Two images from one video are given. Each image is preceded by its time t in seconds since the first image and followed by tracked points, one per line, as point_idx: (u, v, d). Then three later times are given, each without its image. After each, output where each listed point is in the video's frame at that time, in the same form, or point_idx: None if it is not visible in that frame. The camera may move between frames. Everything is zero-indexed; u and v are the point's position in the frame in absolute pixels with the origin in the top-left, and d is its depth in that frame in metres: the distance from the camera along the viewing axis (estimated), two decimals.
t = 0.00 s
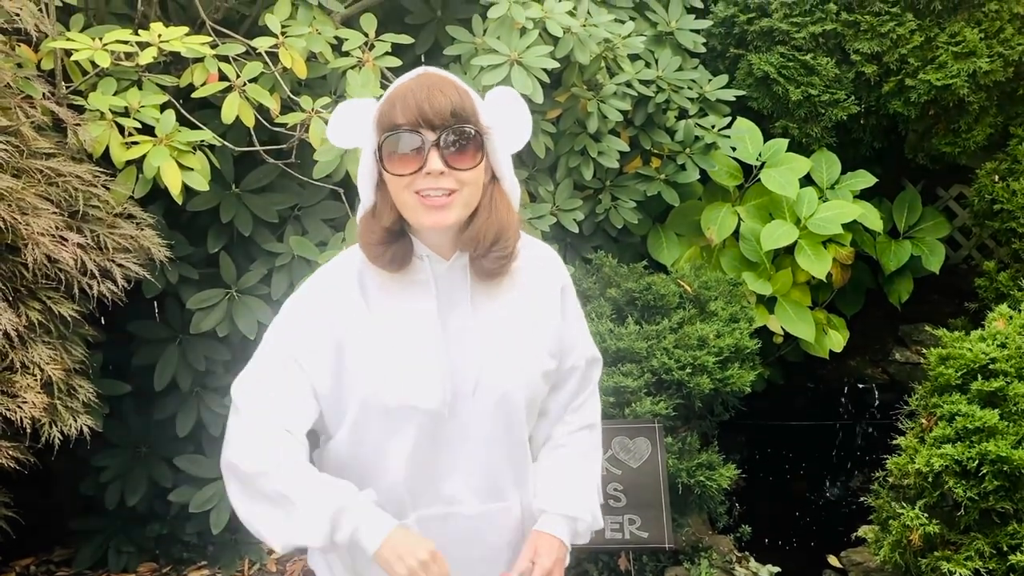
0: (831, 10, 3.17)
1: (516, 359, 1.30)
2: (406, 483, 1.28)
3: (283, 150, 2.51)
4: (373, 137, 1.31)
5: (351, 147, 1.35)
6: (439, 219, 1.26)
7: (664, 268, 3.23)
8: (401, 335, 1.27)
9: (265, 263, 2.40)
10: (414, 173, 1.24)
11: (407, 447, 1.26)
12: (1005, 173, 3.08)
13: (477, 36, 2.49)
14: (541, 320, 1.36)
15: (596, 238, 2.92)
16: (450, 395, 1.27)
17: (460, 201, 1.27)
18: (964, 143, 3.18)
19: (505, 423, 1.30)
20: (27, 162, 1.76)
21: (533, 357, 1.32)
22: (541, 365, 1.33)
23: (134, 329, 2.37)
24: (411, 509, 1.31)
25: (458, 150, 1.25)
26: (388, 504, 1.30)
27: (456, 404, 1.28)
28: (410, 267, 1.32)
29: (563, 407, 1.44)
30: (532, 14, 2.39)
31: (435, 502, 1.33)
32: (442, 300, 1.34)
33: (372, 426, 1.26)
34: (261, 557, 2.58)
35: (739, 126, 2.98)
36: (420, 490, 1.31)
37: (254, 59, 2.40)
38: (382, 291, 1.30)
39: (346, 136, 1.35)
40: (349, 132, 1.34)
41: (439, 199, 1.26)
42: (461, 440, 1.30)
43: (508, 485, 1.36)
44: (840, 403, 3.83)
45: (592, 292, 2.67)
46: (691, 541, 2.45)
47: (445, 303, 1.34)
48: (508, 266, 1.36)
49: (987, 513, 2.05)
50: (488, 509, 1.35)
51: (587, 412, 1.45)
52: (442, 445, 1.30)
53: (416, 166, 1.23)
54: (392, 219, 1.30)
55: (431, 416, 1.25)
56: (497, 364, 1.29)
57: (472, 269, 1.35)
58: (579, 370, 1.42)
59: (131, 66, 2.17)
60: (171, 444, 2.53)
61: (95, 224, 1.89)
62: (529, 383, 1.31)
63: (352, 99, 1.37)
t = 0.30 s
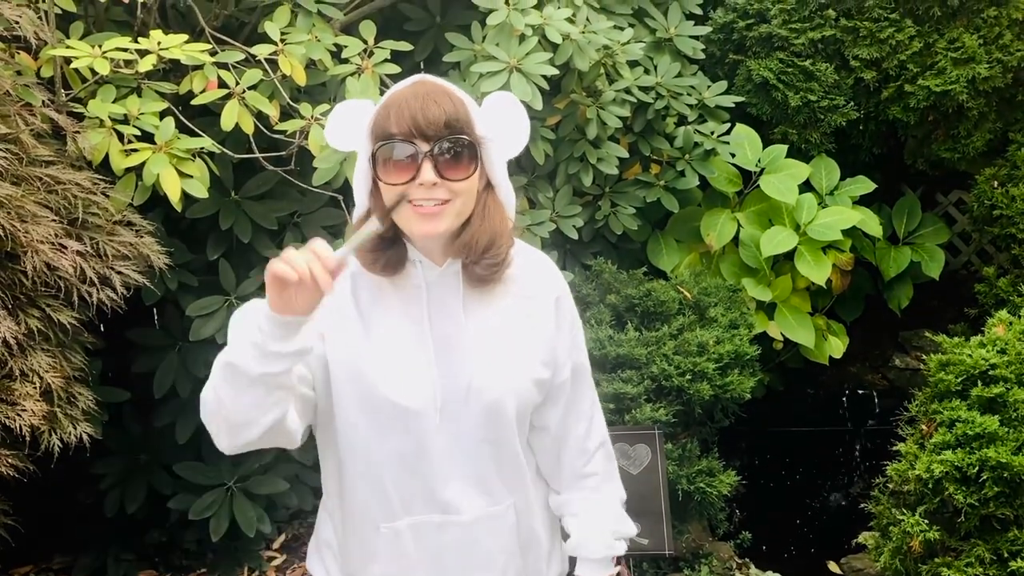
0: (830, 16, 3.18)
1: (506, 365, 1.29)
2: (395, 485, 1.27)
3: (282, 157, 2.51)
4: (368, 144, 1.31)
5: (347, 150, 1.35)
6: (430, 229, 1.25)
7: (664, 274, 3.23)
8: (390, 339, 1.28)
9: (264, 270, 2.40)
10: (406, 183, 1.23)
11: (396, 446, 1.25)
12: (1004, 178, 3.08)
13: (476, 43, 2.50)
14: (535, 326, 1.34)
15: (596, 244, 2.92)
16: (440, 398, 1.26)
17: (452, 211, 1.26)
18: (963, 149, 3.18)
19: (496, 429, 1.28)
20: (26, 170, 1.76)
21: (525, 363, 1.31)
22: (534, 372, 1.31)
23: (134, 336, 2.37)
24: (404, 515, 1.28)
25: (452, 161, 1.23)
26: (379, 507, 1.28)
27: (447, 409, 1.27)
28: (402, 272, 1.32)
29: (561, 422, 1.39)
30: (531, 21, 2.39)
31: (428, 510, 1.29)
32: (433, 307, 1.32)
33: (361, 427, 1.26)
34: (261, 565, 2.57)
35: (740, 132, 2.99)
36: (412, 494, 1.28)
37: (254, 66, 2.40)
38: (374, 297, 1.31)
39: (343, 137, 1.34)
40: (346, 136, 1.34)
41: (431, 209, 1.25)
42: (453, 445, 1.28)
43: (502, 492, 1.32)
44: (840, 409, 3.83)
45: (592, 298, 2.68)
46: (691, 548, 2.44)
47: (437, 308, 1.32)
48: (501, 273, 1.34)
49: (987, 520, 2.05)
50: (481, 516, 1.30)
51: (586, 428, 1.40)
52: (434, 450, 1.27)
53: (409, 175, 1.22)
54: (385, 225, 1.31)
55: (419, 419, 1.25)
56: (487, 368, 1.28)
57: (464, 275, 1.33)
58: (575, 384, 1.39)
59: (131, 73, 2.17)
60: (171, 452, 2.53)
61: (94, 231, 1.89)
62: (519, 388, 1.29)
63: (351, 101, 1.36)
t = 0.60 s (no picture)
0: (831, 21, 3.18)
1: (507, 370, 1.29)
2: (397, 493, 1.27)
3: (283, 162, 2.51)
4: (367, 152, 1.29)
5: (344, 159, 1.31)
6: (433, 235, 1.26)
7: (665, 278, 3.23)
8: (392, 347, 1.27)
9: (265, 275, 2.40)
10: (407, 191, 1.23)
11: (399, 454, 1.25)
12: (1005, 183, 3.08)
13: (477, 48, 2.50)
14: (533, 329, 1.34)
15: (596, 249, 2.92)
16: (442, 405, 1.26)
17: (452, 218, 1.27)
18: (963, 153, 3.18)
19: (497, 434, 1.28)
20: (28, 176, 1.77)
21: (525, 366, 1.31)
22: (532, 374, 1.31)
23: (135, 341, 2.37)
24: (407, 521, 1.29)
25: (452, 169, 1.24)
26: (382, 514, 1.27)
27: (448, 415, 1.27)
28: (402, 280, 1.32)
29: (558, 422, 1.39)
30: (531, 27, 2.40)
31: (431, 516, 1.29)
32: (432, 313, 1.32)
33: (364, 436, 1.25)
34: (262, 569, 2.57)
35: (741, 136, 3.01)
36: (415, 501, 1.28)
37: (255, 72, 2.40)
38: (373, 304, 1.30)
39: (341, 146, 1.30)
40: (343, 145, 1.30)
41: (432, 217, 1.26)
42: (455, 451, 1.29)
43: (504, 497, 1.32)
44: (841, 413, 3.83)
45: (593, 302, 2.68)
46: (693, 552, 2.46)
47: (437, 314, 1.32)
48: (500, 279, 1.35)
49: (988, 524, 2.04)
50: (483, 522, 1.31)
51: (581, 428, 1.42)
52: (436, 455, 1.28)
53: (409, 184, 1.23)
54: (385, 233, 1.31)
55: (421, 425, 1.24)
56: (488, 373, 1.28)
57: (464, 281, 1.34)
58: (570, 385, 1.40)
59: (132, 79, 2.17)
60: (172, 456, 2.53)
61: (96, 237, 1.89)
62: (520, 392, 1.29)
63: (343, 109, 1.31)
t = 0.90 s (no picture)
0: (833, 23, 3.18)
1: (502, 367, 1.30)
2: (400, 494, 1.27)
3: (285, 164, 2.52)
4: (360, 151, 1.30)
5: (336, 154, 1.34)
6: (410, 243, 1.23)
7: (667, 280, 3.23)
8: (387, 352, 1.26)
9: (267, 277, 2.40)
10: (390, 196, 1.21)
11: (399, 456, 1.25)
12: (1006, 185, 3.08)
13: (479, 50, 2.50)
14: (526, 328, 1.35)
15: (598, 251, 2.92)
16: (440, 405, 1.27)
17: (430, 231, 1.24)
18: (965, 156, 3.19)
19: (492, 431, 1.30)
20: (30, 177, 1.77)
21: (518, 363, 1.32)
22: (525, 372, 1.32)
23: (137, 342, 2.37)
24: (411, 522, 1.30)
25: (440, 183, 1.22)
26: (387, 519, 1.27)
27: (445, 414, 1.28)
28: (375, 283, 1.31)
29: (551, 416, 1.40)
30: (533, 29, 2.40)
31: (433, 515, 1.30)
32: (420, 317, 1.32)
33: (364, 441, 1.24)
34: (263, 570, 2.57)
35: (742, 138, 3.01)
36: (417, 501, 1.29)
37: (257, 74, 2.40)
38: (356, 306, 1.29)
39: (334, 142, 1.34)
40: (338, 140, 1.33)
41: (412, 227, 1.23)
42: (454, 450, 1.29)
43: (502, 494, 1.33)
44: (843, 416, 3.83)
45: (594, 304, 2.68)
46: (694, 554, 2.45)
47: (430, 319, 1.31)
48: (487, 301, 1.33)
49: (990, 527, 2.04)
50: (484, 519, 1.32)
51: (574, 421, 1.42)
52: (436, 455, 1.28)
53: (393, 189, 1.21)
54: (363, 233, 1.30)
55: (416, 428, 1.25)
56: (484, 371, 1.29)
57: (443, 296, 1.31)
58: (563, 379, 1.40)
59: (135, 80, 2.17)
60: (173, 458, 2.53)
61: (98, 238, 1.89)
62: (513, 390, 1.29)
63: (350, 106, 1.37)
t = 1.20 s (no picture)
0: (834, 24, 3.18)
1: (501, 374, 1.28)
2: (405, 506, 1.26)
3: (286, 165, 2.52)
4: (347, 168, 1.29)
5: (316, 169, 1.34)
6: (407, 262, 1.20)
7: (668, 281, 3.23)
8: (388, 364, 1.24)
9: (268, 278, 2.41)
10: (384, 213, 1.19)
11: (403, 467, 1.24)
12: (1007, 187, 3.08)
13: (480, 51, 2.50)
14: (524, 330, 1.34)
15: (598, 252, 2.92)
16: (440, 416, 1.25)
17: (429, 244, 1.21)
18: (966, 157, 3.19)
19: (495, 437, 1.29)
20: (31, 177, 1.77)
21: (516, 366, 1.31)
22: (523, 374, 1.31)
23: (137, 343, 2.37)
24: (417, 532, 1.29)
25: (432, 193, 1.19)
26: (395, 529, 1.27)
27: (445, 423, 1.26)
28: (376, 295, 1.31)
29: (547, 416, 1.39)
30: (534, 30, 2.40)
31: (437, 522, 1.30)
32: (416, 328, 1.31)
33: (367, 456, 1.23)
34: (264, 571, 2.58)
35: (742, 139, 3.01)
36: (421, 513, 1.28)
37: (257, 74, 2.40)
38: (355, 320, 1.30)
39: (316, 158, 1.34)
40: (320, 155, 1.33)
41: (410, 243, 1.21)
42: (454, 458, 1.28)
43: (504, 497, 1.33)
44: (843, 417, 3.82)
45: (595, 305, 2.68)
46: (694, 555, 2.45)
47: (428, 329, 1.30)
48: (483, 304, 1.30)
49: (991, 528, 2.04)
50: (488, 523, 1.33)
51: (571, 419, 1.42)
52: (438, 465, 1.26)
53: (387, 205, 1.19)
54: (360, 250, 1.29)
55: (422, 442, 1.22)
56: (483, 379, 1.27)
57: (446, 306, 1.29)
58: (560, 379, 1.39)
59: (135, 80, 2.17)
60: (174, 458, 2.53)
61: (99, 238, 1.89)
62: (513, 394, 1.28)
63: (332, 118, 1.37)
